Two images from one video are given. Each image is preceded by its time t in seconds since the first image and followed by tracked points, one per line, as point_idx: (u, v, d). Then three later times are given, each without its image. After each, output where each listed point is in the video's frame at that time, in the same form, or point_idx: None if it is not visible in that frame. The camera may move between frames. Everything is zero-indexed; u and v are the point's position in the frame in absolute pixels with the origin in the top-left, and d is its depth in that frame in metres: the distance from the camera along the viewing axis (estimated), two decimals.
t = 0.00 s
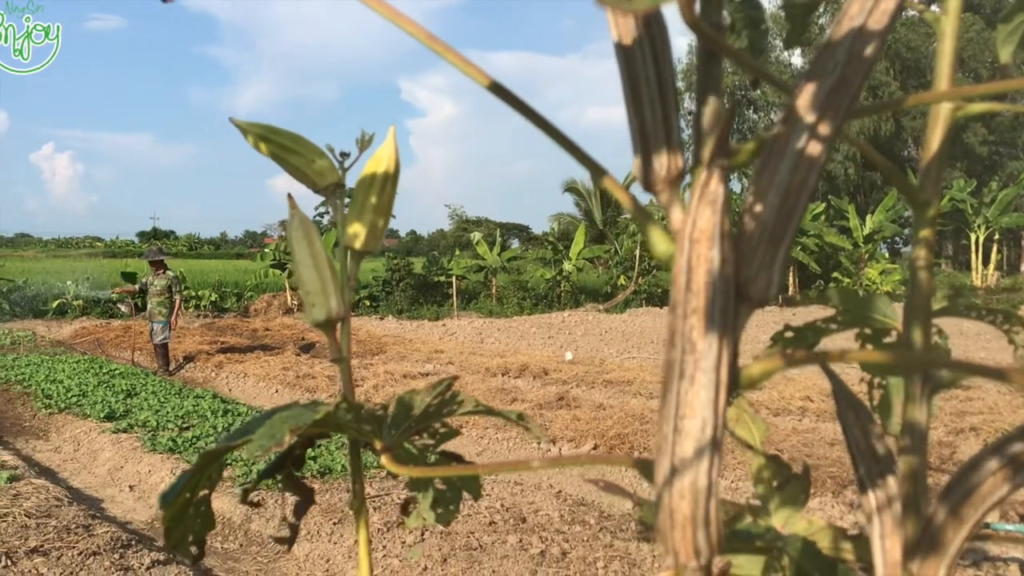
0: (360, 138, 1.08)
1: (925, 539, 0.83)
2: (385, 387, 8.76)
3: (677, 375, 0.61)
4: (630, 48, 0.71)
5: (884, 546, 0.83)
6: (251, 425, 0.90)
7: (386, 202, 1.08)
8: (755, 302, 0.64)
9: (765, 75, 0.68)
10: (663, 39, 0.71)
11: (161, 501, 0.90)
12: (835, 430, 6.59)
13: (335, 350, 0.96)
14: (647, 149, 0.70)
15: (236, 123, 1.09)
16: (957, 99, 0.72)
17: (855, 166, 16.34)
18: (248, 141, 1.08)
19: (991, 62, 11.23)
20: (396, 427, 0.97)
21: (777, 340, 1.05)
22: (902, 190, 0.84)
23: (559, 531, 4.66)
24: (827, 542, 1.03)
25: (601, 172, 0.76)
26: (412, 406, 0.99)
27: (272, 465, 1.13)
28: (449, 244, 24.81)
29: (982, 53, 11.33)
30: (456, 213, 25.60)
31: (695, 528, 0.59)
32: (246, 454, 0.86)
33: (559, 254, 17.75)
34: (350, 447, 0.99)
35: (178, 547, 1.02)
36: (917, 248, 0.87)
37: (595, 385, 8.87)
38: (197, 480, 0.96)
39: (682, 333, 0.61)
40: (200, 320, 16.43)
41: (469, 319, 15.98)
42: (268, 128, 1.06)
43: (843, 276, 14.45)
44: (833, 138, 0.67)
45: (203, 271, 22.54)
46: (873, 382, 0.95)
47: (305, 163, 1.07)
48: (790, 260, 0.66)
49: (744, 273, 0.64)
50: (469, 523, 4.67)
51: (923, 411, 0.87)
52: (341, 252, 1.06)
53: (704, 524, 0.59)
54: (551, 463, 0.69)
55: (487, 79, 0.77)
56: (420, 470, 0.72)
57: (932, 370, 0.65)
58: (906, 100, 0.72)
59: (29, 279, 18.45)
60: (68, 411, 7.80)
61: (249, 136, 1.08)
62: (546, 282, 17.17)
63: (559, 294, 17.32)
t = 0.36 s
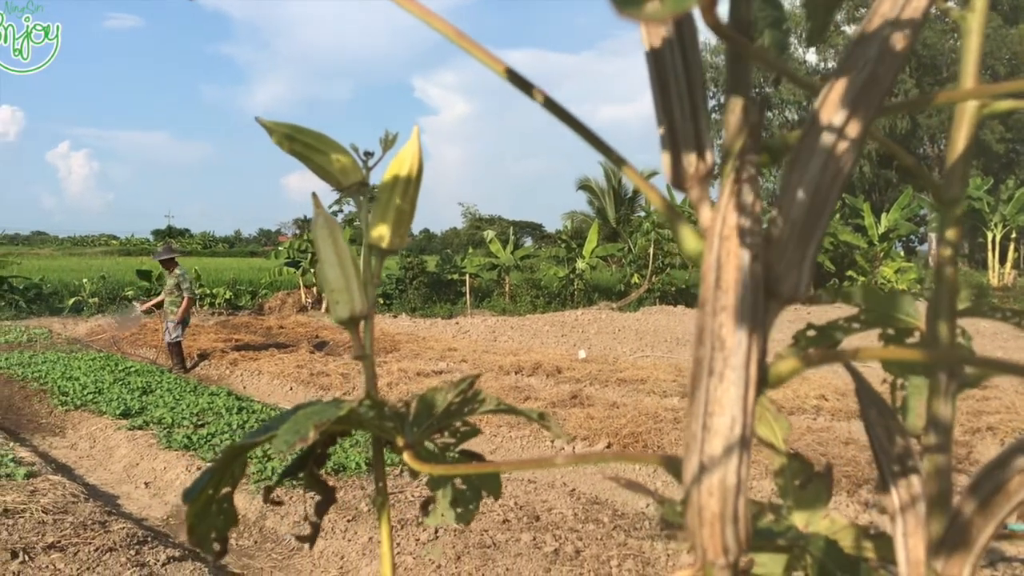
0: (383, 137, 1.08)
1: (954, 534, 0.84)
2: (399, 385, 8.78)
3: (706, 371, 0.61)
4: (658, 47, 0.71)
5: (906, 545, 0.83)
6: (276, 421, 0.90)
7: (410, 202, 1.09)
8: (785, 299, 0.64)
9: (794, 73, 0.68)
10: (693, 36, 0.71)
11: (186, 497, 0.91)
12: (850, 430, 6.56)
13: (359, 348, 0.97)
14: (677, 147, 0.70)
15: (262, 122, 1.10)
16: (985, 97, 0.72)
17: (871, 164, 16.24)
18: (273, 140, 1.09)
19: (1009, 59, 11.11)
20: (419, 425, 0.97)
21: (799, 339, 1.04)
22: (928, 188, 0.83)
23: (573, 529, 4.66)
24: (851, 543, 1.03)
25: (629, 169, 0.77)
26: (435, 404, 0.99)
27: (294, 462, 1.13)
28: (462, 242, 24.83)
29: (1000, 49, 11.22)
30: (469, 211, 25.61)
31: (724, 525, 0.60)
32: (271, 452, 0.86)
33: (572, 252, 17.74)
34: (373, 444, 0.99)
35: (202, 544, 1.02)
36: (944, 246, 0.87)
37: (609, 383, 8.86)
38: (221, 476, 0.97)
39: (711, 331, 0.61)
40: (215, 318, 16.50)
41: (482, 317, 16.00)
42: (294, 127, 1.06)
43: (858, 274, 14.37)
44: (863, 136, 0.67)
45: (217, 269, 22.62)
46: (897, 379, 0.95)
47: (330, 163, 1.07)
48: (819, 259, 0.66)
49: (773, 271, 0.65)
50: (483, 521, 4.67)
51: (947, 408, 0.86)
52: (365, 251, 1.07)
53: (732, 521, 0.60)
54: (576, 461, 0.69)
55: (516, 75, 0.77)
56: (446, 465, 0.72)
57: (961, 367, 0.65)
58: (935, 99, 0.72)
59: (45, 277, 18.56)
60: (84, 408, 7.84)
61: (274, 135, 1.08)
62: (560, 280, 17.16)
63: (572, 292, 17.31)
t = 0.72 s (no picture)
0: (394, 131, 1.09)
1: (976, 526, 0.82)
2: (411, 382, 8.79)
3: (720, 367, 0.61)
4: (672, 41, 0.71)
5: (926, 541, 0.83)
6: (288, 418, 0.91)
7: (421, 194, 1.09)
8: (798, 294, 0.64)
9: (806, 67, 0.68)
10: (706, 29, 0.71)
11: (199, 494, 0.91)
12: (864, 427, 6.54)
13: (368, 345, 0.97)
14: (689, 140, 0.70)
15: (272, 117, 1.11)
16: (1001, 88, 0.71)
17: (885, 160, 16.16)
18: (283, 135, 1.10)
19: None
20: (431, 421, 0.97)
21: (813, 332, 1.04)
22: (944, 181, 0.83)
23: (586, 526, 4.66)
24: (867, 536, 1.02)
25: (644, 164, 0.77)
26: (446, 401, 0.99)
27: (306, 459, 1.13)
28: (474, 240, 24.86)
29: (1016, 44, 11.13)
30: (481, 209, 25.63)
31: (739, 521, 0.60)
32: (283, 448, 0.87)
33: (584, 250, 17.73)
34: (386, 439, 0.99)
35: (215, 541, 1.03)
36: (962, 237, 0.87)
37: (621, 380, 8.86)
38: (234, 473, 0.97)
39: (725, 325, 0.61)
40: (229, 316, 16.56)
41: (495, 315, 16.01)
42: (304, 123, 1.07)
43: (871, 271, 14.31)
44: (879, 129, 0.67)
45: (230, 267, 22.71)
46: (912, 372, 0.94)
47: (343, 159, 1.07)
48: (836, 250, 0.66)
49: (788, 268, 0.64)
50: (496, 518, 4.68)
51: (966, 400, 0.86)
52: (376, 247, 1.07)
53: (747, 517, 0.60)
54: (590, 456, 0.69)
55: (531, 71, 0.77)
56: (461, 462, 0.72)
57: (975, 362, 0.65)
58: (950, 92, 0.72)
59: (59, 275, 18.67)
60: (99, 406, 7.89)
61: (284, 130, 1.09)
62: (572, 278, 17.16)
63: (584, 290, 17.31)
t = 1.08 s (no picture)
0: (407, 128, 1.08)
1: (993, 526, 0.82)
2: (423, 379, 8.81)
3: (742, 362, 0.60)
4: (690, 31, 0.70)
5: (945, 537, 0.82)
6: (305, 412, 0.90)
7: (435, 190, 1.09)
8: (820, 289, 0.64)
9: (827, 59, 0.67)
10: (724, 20, 0.70)
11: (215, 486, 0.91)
12: (877, 424, 6.50)
13: (382, 340, 0.97)
14: (709, 132, 0.69)
15: (285, 114, 1.10)
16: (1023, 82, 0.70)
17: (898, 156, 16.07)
18: (297, 132, 1.09)
19: None
20: (447, 415, 0.97)
21: (828, 329, 1.03)
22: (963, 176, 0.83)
23: (598, 523, 4.66)
24: (881, 534, 1.02)
25: (660, 154, 0.76)
26: (462, 396, 0.99)
27: (319, 455, 1.13)
28: (485, 237, 24.87)
29: None
30: (492, 205, 25.63)
31: (760, 517, 0.60)
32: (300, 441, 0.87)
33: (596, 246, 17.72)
34: (401, 433, 0.99)
35: (231, 533, 1.03)
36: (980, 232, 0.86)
37: (633, 377, 8.85)
38: (250, 465, 0.97)
39: (746, 320, 0.61)
40: (241, 313, 16.62)
41: (506, 312, 16.01)
42: (319, 118, 1.07)
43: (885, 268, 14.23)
44: (901, 123, 0.66)
45: (242, 264, 22.79)
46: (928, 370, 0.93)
47: (355, 154, 1.07)
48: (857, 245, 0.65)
49: (809, 261, 0.64)
50: (508, 515, 4.68)
51: (985, 398, 0.86)
52: (389, 242, 1.07)
53: (769, 514, 0.60)
54: (607, 452, 0.69)
55: (545, 63, 0.77)
56: (480, 456, 0.72)
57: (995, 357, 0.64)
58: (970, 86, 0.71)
59: (73, 273, 18.77)
60: (113, 403, 7.93)
61: (298, 127, 1.09)
62: (583, 275, 17.14)
63: (596, 286, 17.30)
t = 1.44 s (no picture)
0: (423, 123, 1.08)
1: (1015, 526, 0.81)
2: (435, 376, 8.82)
3: (765, 357, 0.60)
4: (712, 19, 0.69)
5: (968, 535, 0.83)
6: (322, 404, 0.90)
7: (452, 186, 1.09)
8: (846, 282, 0.63)
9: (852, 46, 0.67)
10: (747, 6, 0.70)
11: (230, 477, 0.91)
12: (892, 421, 6.47)
13: (399, 336, 0.97)
14: (733, 123, 0.68)
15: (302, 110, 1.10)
16: None
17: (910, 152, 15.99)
18: (314, 128, 1.09)
19: None
20: (463, 409, 0.96)
21: (846, 326, 1.03)
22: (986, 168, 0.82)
23: (611, 520, 4.65)
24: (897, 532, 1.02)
25: (681, 145, 0.75)
26: (478, 390, 0.99)
27: (334, 448, 1.13)
28: (497, 234, 24.89)
29: None
30: (503, 202, 25.62)
31: (785, 515, 0.59)
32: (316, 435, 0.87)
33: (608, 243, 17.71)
34: (417, 429, 0.99)
35: (245, 526, 1.03)
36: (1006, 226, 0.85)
37: (645, 374, 8.84)
38: (265, 456, 0.97)
39: (770, 314, 0.60)
40: (254, 310, 16.67)
41: (518, 309, 16.01)
42: (335, 113, 1.07)
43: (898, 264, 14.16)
44: (925, 113, 0.66)
45: (255, 261, 22.87)
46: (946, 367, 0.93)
47: (371, 149, 1.07)
48: (882, 238, 0.64)
49: (836, 252, 0.63)
50: (520, 511, 4.68)
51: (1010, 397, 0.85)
52: (406, 236, 1.07)
53: (793, 512, 0.59)
54: (626, 447, 0.68)
55: (564, 52, 0.76)
56: (500, 450, 0.71)
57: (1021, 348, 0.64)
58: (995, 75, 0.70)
59: (87, 270, 18.88)
60: (127, 399, 7.97)
61: (315, 123, 1.09)
62: (595, 271, 17.14)
63: (608, 283, 17.29)
